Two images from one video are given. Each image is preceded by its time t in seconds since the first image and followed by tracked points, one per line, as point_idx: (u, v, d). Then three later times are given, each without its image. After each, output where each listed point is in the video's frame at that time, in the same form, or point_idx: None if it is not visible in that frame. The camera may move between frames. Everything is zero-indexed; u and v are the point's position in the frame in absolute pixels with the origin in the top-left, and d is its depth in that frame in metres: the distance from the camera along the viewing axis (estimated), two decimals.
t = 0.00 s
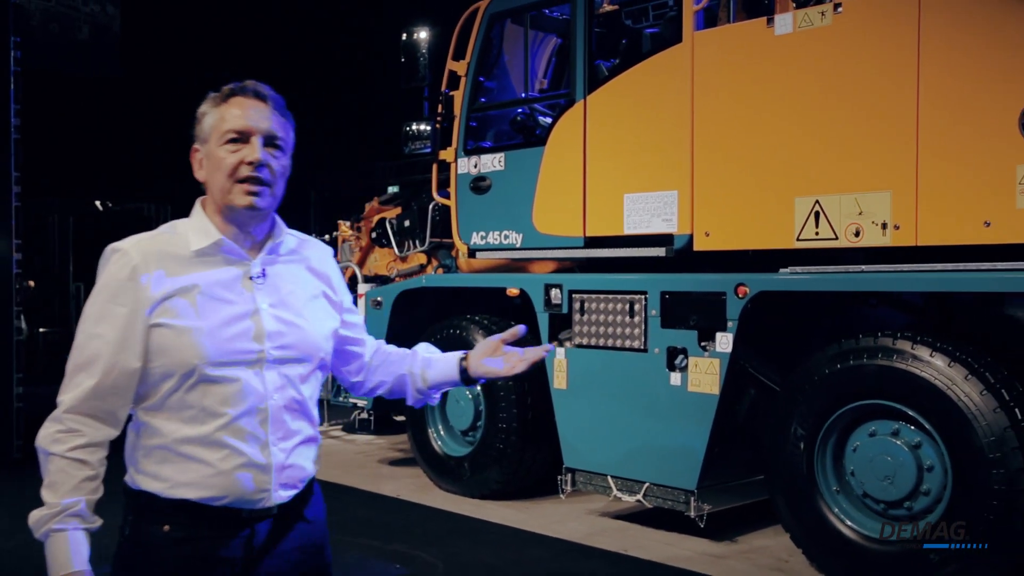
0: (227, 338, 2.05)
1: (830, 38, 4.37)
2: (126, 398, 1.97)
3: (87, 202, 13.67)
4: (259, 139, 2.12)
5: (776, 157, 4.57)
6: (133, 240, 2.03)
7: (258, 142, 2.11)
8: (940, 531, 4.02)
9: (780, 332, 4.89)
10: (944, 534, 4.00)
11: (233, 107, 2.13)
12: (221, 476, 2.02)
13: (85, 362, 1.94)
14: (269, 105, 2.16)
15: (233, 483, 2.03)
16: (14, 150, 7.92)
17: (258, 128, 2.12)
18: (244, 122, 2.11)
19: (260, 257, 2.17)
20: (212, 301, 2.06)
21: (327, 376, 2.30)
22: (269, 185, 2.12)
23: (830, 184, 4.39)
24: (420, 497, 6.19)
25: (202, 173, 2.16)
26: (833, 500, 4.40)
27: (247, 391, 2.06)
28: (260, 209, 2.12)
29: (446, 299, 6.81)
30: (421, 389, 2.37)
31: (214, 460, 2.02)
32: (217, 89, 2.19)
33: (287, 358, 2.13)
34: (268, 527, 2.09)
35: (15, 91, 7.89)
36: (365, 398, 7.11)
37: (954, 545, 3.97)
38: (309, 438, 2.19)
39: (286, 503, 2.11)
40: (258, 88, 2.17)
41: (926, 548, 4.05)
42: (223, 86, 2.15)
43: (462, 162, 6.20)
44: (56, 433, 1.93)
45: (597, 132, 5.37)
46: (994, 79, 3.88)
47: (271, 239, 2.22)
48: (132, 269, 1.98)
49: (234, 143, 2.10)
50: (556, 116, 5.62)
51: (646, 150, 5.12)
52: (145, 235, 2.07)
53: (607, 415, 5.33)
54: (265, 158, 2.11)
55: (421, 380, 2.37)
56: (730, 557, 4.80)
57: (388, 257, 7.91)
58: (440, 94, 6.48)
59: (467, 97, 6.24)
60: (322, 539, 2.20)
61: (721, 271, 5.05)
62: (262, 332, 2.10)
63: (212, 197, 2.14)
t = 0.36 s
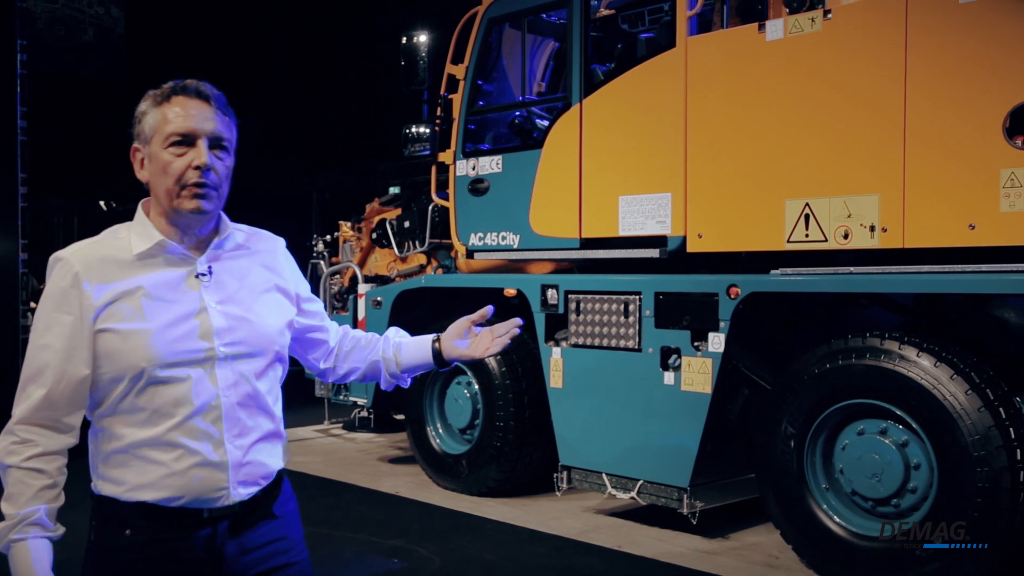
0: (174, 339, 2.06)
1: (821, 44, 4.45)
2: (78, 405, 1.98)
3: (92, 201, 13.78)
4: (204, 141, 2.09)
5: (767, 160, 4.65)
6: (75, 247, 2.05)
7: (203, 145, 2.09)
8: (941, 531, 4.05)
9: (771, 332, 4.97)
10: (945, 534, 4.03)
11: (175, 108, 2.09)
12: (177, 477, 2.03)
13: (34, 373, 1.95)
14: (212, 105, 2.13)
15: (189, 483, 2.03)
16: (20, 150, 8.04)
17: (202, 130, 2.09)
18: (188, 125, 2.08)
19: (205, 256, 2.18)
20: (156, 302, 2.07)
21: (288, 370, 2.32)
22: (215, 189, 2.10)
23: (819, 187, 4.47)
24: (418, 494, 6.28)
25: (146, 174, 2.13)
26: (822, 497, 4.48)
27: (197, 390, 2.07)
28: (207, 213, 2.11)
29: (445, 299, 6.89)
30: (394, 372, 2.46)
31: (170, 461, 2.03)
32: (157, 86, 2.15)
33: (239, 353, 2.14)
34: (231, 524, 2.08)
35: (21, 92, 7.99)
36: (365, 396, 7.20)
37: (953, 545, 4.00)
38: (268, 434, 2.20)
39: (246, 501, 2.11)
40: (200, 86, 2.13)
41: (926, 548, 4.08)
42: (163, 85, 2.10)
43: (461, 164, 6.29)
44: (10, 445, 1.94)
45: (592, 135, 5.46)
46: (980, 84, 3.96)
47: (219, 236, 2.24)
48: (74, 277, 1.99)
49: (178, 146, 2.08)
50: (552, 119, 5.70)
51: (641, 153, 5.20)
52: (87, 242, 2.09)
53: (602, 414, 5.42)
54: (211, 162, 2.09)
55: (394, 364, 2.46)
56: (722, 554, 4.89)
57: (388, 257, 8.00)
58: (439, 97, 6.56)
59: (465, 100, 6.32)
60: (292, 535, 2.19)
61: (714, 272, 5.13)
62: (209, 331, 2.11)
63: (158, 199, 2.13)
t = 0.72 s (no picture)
0: (191, 345, 2.16)
1: (822, 50, 4.55)
2: (101, 409, 2.08)
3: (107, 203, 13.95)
4: (219, 150, 2.20)
5: (771, 165, 4.75)
6: (96, 256, 2.15)
7: (218, 153, 2.20)
8: (942, 531, 4.13)
9: (776, 332, 5.06)
10: (946, 534, 4.11)
11: (190, 117, 2.20)
12: (195, 476, 2.13)
13: (59, 379, 2.06)
14: (225, 114, 2.24)
15: (206, 482, 2.13)
16: (39, 154, 8.20)
17: (217, 139, 2.20)
18: (203, 133, 2.19)
19: (220, 262, 2.28)
20: (174, 310, 2.17)
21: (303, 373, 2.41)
22: (229, 195, 2.21)
23: (821, 191, 4.56)
24: (429, 492, 6.39)
25: (162, 181, 2.23)
26: (824, 494, 4.57)
27: (214, 395, 2.17)
28: (222, 219, 2.22)
29: (455, 300, 7.01)
30: (404, 372, 2.53)
31: (189, 461, 2.14)
32: (171, 97, 2.26)
33: (254, 358, 2.25)
34: (248, 521, 2.18)
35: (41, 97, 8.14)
36: (376, 396, 7.33)
37: (953, 545, 4.08)
38: (284, 435, 2.29)
39: (261, 499, 2.20)
40: (214, 96, 2.24)
41: (926, 548, 4.16)
42: (178, 95, 2.22)
43: (471, 167, 6.40)
44: (38, 449, 2.06)
45: (599, 139, 5.56)
46: (977, 90, 4.05)
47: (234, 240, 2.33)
48: (95, 287, 2.10)
49: (193, 154, 2.18)
50: (561, 123, 5.81)
51: (647, 157, 5.31)
52: (106, 251, 2.19)
53: (609, 413, 5.52)
54: (226, 168, 2.20)
55: (404, 365, 2.53)
56: (727, 550, 4.98)
57: (399, 259, 8.13)
58: (450, 102, 6.68)
59: (475, 104, 6.44)
60: (308, 531, 2.29)
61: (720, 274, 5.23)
62: (225, 337, 2.21)
63: (173, 206, 2.23)
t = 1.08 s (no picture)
0: (245, 349, 2.17)
1: (833, 55, 4.64)
2: (159, 409, 2.11)
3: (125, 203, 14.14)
4: (280, 157, 2.22)
5: (782, 167, 4.85)
6: (155, 257, 2.17)
7: (279, 160, 2.22)
8: (942, 531, 4.24)
9: (787, 332, 5.16)
10: (946, 535, 4.22)
11: (251, 124, 2.22)
12: (243, 480, 2.13)
13: (118, 378, 2.09)
14: (286, 122, 2.26)
15: (254, 487, 2.13)
16: (63, 156, 8.36)
17: (278, 146, 2.23)
18: (264, 141, 2.21)
19: (276, 266, 2.28)
20: (229, 312, 2.18)
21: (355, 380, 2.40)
22: (289, 201, 2.24)
23: (832, 193, 4.66)
24: (445, 488, 6.51)
25: (222, 186, 2.26)
26: (834, 491, 4.66)
27: (267, 399, 2.18)
28: (282, 225, 2.24)
29: (471, 300, 7.12)
30: (454, 381, 2.50)
31: (238, 464, 2.15)
32: (233, 104, 2.28)
33: (305, 363, 2.24)
34: (293, 529, 2.18)
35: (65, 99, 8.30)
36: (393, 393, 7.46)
37: (954, 544, 4.19)
38: (334, 442, 2.28)
39: (307, 507, 2.19)
40: (275, 104, 2.27)
41: (926, 548, 4.29)
42: (240, 102, 2.24)
43: (487, 169, 6.52)
44: (97, 447, 2.07)
45: (613, 142, 5.66)
46: (985, 95, 4.14)
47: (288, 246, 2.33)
48: (154, 287, 2.12)
49: (255, 161, 2.21)
50: (575, 126, 5.92)
51: (662, 159, 5.41)
52: (166, 252, 2.22)
53: (623, 410, 5.63)
54: (286, 176, 2.22)
55: (454, 374, 2.50)
56: (738, 545, 5.08)
57: (415, 259, 8.27)
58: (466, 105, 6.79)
59: (491, 107, 6.55)
60: (351, 541, 2.26)
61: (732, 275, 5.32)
62: (277, 342, 2.21)
63: (233, 211, 2.25)
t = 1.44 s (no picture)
0: (309, 337, 2.18)
1: (841, 60, 4.73)
2: (222, 393, 2.13)
3: (139, 203, 14.30)
4: (353, 146, 2.24)
5: (793, 170, 4.94)
6: (224, 244, 2.21)
7: (353, 149, 2.24)
8: (942, 531, 4.35)
9: (796, 331, 5.25)
10: (947, 535, 4.33)
11: (325, 116, 2.25)
12: (305, 472, 2.13)
13: (182, 360, 2.11)
14: (360, 115, 2.28)
15: (316, 479, 2.13)
16: (82, 158, 8.48)
17: (351, 136, 2.24)
18: (339, 131, 2.23)
19: (342, 258, 2.29)
20: (295, 300, 2.20)
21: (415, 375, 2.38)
22: (362, 189, 2.24)
23: (840, 196, 4.75)
24: (459, 485, 6.62)
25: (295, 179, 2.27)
26: (842, 487, 4.76)
27: (330, 390, 2.18)
28: (355, 213, 2.25)
29: (483, 300, 7.23)
30: (533, 376, 2.41)
31: (300, 456, 2.14)
32: (306, 100, 2.31)
33: (368, 354, 2.24)
34: (353, 525, 2.16)
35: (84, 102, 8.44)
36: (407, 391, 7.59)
37: (953, 545, 4.31)
38: (395, 438, 2.27)
39: (367, 502, 2.18)
40: (348, 98, 2.29)
41: (927, 547, 4.39)
42: (314, 96, 2.27)
43: (500, 171, 6.62)
44: (162, 428, 2.08)
45: (625, 145, 5.76)
46: (991, 99, 4.23)
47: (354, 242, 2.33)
48: (222, 272, 2.16)
49: (329, 150, 2.22)
50: (588, 129, 6.02)
51: (674, 161, 5.50)
52: (236, 240, 2.25)
53: (635, 408, 5.72)
54: (360, 165, 2.23)
55: (533, 369, 2.41)
56: (748, 541, 5.18)
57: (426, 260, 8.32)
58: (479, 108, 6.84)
59: (505, 110, 6.65)
60: (408, 544, 2.25)
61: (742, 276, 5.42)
62: (341, 332, 2.22)
63: (306, 202, 2.26)
